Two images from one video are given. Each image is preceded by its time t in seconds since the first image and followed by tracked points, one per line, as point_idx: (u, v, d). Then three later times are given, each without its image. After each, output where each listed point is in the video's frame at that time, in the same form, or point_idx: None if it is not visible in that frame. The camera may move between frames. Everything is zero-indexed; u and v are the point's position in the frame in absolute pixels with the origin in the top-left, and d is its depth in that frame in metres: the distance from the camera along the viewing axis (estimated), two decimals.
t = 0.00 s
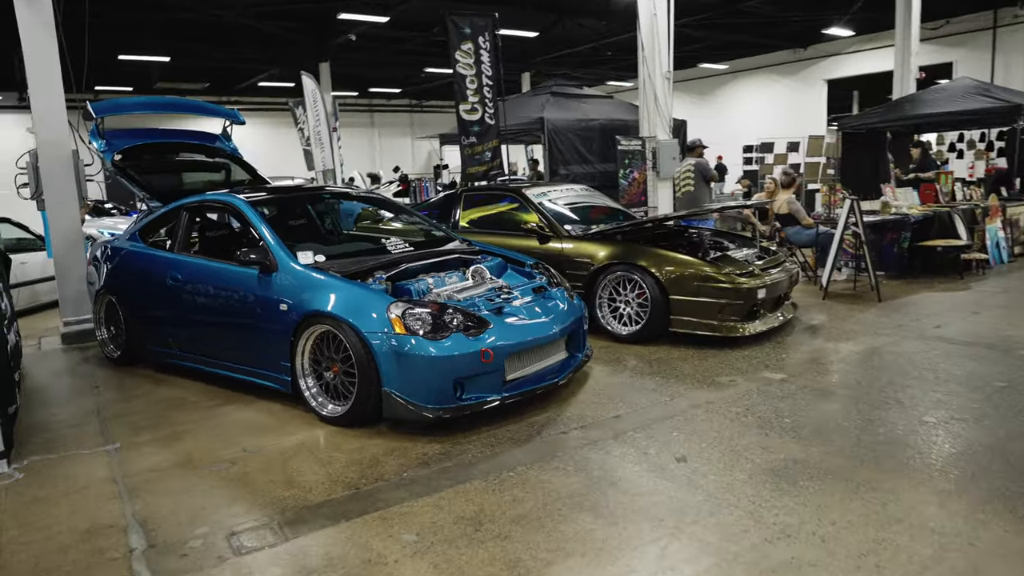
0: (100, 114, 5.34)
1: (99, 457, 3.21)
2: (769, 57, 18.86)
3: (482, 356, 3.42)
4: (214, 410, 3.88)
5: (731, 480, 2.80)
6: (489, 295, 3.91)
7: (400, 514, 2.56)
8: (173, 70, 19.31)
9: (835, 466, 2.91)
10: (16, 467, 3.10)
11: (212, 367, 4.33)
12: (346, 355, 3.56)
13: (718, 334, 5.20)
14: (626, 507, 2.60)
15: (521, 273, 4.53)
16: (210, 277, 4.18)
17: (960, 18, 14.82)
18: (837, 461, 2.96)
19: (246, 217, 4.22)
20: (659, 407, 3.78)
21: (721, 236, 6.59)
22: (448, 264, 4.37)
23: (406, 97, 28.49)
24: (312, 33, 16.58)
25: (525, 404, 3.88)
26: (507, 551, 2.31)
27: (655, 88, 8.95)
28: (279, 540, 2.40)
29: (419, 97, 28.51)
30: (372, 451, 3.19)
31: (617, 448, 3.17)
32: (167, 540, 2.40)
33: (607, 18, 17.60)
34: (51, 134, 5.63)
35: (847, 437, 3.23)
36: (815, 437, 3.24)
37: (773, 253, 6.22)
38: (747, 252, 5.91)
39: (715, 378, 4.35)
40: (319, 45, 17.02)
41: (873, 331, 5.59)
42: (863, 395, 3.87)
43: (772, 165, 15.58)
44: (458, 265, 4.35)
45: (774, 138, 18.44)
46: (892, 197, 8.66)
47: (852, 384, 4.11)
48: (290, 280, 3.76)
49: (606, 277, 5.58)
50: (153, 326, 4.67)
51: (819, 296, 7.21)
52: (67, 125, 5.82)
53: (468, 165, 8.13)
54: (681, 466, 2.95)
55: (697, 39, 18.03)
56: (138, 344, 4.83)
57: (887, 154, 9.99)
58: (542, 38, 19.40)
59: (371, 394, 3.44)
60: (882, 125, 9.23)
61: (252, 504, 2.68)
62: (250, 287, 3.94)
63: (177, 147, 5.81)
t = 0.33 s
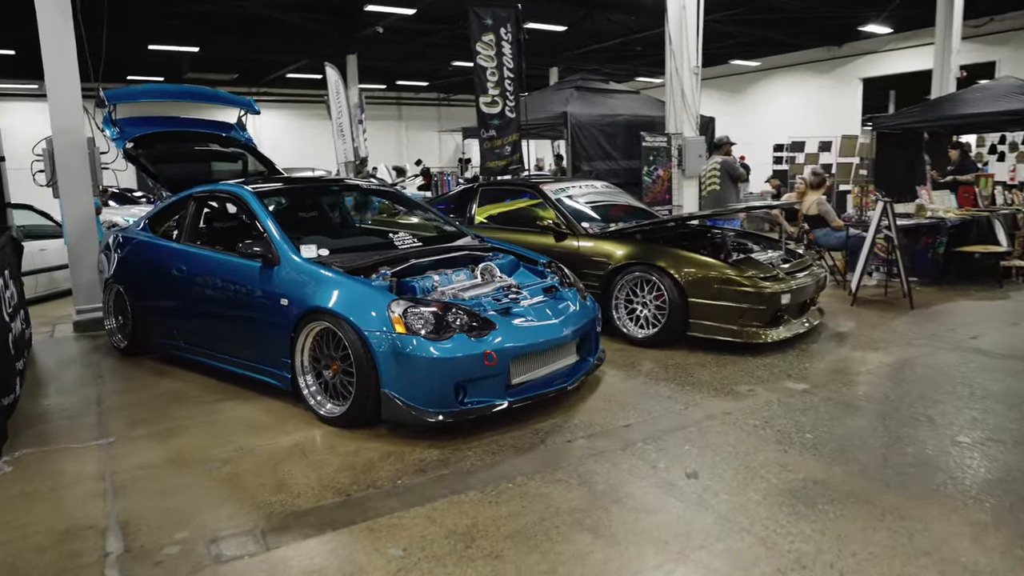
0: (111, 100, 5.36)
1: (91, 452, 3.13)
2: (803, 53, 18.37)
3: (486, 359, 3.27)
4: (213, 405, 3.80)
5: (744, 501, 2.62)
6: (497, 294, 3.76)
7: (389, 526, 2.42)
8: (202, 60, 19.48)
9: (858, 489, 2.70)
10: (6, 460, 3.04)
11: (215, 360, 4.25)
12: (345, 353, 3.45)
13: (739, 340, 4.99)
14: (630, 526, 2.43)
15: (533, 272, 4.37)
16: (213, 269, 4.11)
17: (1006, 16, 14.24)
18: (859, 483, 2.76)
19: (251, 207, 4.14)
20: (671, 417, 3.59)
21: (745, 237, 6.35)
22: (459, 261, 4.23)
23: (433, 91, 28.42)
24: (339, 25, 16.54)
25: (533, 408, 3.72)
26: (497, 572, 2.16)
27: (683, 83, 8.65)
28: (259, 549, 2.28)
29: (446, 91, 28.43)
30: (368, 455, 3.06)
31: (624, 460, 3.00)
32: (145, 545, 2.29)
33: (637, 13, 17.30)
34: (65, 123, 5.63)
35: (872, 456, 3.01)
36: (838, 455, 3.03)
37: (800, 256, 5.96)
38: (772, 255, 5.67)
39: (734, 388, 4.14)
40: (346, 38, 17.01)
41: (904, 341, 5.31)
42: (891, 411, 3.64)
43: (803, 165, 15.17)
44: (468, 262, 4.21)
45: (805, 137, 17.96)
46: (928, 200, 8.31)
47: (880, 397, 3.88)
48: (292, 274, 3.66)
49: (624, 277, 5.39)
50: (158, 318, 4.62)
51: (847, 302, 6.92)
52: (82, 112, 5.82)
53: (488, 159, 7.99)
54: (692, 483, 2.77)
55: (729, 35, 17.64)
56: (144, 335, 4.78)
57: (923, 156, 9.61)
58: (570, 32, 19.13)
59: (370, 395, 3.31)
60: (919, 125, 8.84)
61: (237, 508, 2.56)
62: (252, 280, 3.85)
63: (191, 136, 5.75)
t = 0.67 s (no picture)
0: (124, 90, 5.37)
1: (83, 448, 3.07)
2: (836, 50, 17.86)
3: (488, 363, 3.12)
4: (213, 402, 3.72)
5: (757, 524, 2.44)
6: (505, 294, 3.61)
7: (376, 538, 2.30)
8: (230, 53, 19.59)
9: (883, 514, 2.51)
10: None
11: (218, 355, 4.19)
12: (345, 353, 3.33)
13: (760, 346, 4.77)
14: (632, 547, 2.27)
15: (545, 271, 4.21)
16: (216, 263, 4.04)
17: None
18: (884, 507, 2.56)
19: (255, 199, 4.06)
20: (685, 427, 3.41)
21: (770, 238, 6.10)
22: (468, 258, 4.08)
23: (459, 85, 28.32)
24: (365, 18, 16.49)
25: (540, 414, 3.57)
26: None
27: (709, 78, 8.38)
28: (238, 560, 2.17)
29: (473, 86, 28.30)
30: (364, 460, 2.94)
31: (630, 474, 2.83)
32: (122, 551, 2.20)
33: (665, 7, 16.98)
34: (79, 113, 5.61)
35: (899, 477, 2.81)
36: (862, 475, 2.83)
37: (827, 259, 5.70)
38: (798, 257, 5.43)
39: (753, 397, 3.94)
40: (372, 32, 16.96)
41: (937, 350, 5.04)
42: (920, 427, 3.41)
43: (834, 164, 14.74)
44: (478, 259, 4.06)
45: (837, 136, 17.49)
46: (964, 202, 7.95)
47: (909, 412, 3.65)
48: (293, 270, 3.56)
49: (641, 277, 5.20)
50: (164, 311, 4.58)
51: (876, 308, 6.65)
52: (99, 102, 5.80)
53: (507, 154, 7.85)
54: (701, 501, 2.60)
55: (760, 30, 17.23)
56: (151, 328, 4.74)
57: (959, 157, 9.22)
58: (597, 27, 18.85)
59: (369, 397, 3.20)
60: (956, 125, 8.46)
61: (222, 513, 2.46)
62: (254, 274, 3.76)
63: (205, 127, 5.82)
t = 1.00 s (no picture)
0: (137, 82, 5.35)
1: (77, 446, 3.01)
2: (868, 47, 17.37)
3: (491, 367, 2.99)
4: (213, 400, 3.64)
5: (772, 546, 2.27)
6: (513, 295, 3.47)
7: (364, 552, 2.19)
8: (255, 48, 19.67)
9: (910, 540, 2.32)
10: None
11: (222, 353, 4.12)
12: (344, 353, 3.22)
13: (781, 352, 4.57)
14: (634, 570, 2.13)
15: (557, 270, 4.06)
16: (219, 258, 3.98)
17: None
18: (910, 532, 2.37)
19: (258, 192, 3.98)
20: (698, 437, 3.25)
21: (794, 239, 5.86)
22: (478, 256, 3.95)
23: (484, 82, 28.16)
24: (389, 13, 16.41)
25: (546, 420, 3.43)
26: None
27: (735, 74, 8.12)
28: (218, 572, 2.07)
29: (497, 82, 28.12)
30: (360, 466, 2.84)
31: (638, 487, 2.68)
32: (100, 559, 2.11)
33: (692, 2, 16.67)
34: (94, 106, 5.59)
35: (928, 498, 2.61)
36: (888, 496, 2.63)
37: (854, 261, 5.46)
38: (823, 259, 5.21)
39: (773, 406, 3.75)
40: (397, 27, 16.87)
41: (970, 360, 4.78)
42: (952, 443, 3.21)
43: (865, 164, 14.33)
44: (487, 258, 3.93)
45: (867, 135, 17.02)
46: (1001, 204, 7.59)
47: (941, 427, 3.43)
48: (295, 266, 3.47)
49: (659, 278, 5.03)
50: (169, 306, 4.54)
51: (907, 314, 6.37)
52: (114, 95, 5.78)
53: (525, 150, 7.70)
54: (714, 520, 2.44)
55: (789, 27, 16.82)
56: (157, 323, 4.71)
57: (995, 156, 8.97)
58: (622, 23, 18.56)
59: (368, 400, 3.08)
60: (994, 124, 8.09)
61: (208, 520, 2.36)
62: (256, 271, 3.68)
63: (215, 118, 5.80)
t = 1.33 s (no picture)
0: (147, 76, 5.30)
1: (72, 447, 2.95)
2: (898, 44, 16.89)
3: (495, 373, 2.87)
4: (214, 401, 3.56)
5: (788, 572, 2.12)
6: (521, 297, 3.33)
7: (353, 568, 2.08)
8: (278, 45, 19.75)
9: (940, 568, 2.15)
10: None
11: (227, 352, 4.05)
12: (344, 355, 3.12)
13: (803, 358, 4.38)
14: None
15: (570, 271, 3.92)
16: (223, 255, 3.92)
17: None
18: (940, 560, 2.20)
19: (263, 188, 3.90)
20: (712, 449, 3.09)
21: (818, 240, 5.65)
22: (487, 256, 3.82)
23: (507, 79, 27.98)
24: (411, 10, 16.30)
25: (554, 427, 3.30)
26: None
27: (760, 70, 7.88)
28: None
29: (520, 79, 27.93)
30: (357, 473, 2.73)
31: (647, 504, 2.54)
32: (80, 570, 2.04)
33: None
34: (107, 99, 5.56)
35: (959, 523, 2.43)
36: (916, 519, 2.46)
37: (883, 264, 5.24)
38: (848, 262, 5.00)
39: (792, 417, 3.58)
40: (418, 23, 16.77)
41: (1004, 370, 4.54)
42: (985, 460, 3.01)
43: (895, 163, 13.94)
44: (497, 257, 3.80)
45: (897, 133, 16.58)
46: None
47: (974, 442, 3.23)
48: (297, 265, 3.38)
49: (676, 279, 4.86)
50: (175, 304, 4.50)
51: (936, 319, 6.12)
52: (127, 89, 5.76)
53: (542, 148, 7.58)
54: (726, 541, 2.29)
55: (817, 23, 16.43)
56: (165, 321, 4.67)
57: None
58: (646, 19, 18.28)
59: (368, 404, 2.98)
60: None
61: (195, 529, 2.28)
62: (259, 269, 3.60)
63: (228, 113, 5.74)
